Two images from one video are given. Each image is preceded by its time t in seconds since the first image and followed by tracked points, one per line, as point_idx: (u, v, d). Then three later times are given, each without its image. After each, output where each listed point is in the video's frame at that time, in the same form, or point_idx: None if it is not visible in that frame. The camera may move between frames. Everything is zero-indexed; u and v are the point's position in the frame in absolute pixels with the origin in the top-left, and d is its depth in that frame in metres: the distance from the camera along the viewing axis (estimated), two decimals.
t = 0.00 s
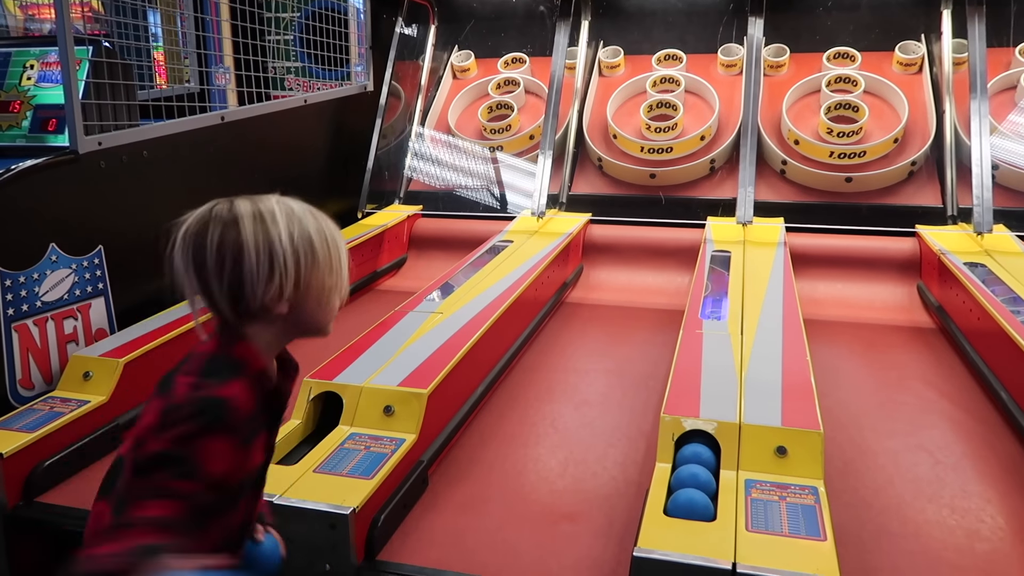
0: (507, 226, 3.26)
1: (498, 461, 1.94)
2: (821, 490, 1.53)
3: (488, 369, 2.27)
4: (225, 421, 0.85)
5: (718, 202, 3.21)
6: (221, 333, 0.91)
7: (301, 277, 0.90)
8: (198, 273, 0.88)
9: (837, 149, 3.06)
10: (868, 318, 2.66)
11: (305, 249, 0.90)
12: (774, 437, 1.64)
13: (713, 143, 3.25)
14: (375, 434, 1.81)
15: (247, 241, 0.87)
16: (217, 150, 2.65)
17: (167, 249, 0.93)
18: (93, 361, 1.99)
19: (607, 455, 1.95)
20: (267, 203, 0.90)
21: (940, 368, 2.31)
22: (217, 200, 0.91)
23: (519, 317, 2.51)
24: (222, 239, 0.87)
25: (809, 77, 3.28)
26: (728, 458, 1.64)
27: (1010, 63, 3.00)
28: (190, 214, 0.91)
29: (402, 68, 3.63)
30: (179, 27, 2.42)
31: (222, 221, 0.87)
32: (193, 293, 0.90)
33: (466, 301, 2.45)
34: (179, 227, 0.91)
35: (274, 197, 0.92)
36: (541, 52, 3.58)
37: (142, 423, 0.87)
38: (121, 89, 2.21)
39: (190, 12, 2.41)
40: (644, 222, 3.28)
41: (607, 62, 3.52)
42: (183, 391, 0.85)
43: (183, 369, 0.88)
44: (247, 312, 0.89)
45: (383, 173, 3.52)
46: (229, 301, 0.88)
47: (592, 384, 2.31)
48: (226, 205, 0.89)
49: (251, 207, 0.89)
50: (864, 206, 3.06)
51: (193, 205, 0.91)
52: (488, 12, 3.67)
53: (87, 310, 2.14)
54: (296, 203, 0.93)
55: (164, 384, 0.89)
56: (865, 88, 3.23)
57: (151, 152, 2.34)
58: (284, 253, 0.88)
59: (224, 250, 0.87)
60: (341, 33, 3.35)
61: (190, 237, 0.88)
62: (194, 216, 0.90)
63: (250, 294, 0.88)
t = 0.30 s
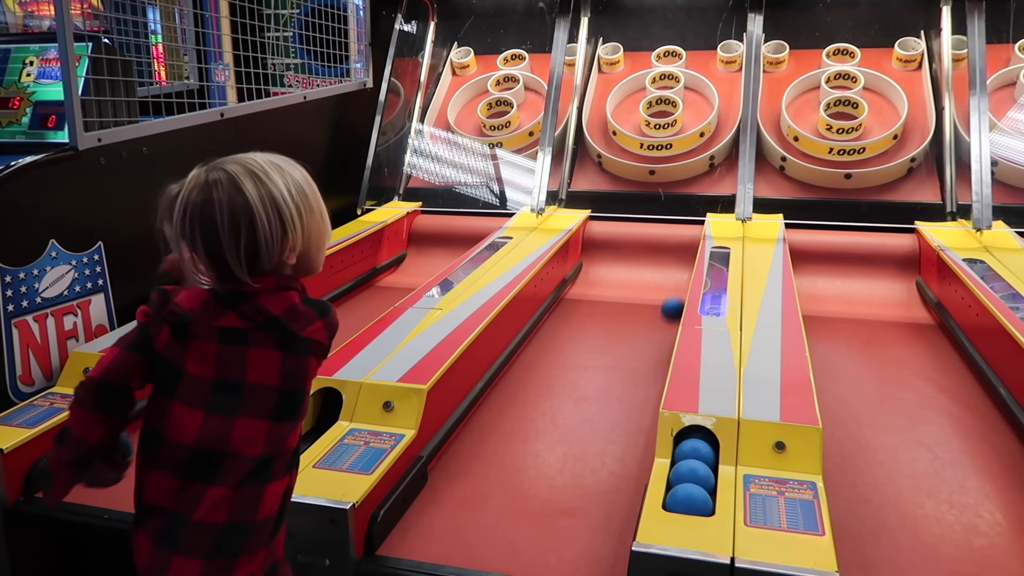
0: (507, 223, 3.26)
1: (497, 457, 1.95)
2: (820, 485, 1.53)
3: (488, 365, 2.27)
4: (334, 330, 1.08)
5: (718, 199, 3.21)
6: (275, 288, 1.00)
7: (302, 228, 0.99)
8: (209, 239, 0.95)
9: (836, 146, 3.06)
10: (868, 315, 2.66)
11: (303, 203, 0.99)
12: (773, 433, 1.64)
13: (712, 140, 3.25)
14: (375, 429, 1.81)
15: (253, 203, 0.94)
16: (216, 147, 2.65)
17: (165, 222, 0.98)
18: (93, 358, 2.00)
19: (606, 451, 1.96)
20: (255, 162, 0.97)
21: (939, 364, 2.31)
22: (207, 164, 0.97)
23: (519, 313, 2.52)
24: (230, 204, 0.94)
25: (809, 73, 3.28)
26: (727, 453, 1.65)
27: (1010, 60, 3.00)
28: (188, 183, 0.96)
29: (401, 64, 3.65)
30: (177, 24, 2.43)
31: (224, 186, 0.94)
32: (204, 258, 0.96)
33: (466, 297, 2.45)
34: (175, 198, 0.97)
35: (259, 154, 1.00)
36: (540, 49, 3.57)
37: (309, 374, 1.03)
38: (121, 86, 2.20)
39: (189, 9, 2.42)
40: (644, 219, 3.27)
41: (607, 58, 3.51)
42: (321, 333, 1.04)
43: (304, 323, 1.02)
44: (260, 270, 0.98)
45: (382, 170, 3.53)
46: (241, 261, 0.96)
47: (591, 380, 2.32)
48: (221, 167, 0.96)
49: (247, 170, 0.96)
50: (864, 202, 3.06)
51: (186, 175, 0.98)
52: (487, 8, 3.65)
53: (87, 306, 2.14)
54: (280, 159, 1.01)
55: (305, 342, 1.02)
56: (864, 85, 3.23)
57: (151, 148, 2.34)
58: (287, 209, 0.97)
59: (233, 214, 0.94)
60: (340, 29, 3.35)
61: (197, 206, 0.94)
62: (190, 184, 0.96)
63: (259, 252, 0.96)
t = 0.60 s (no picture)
0: (498, 219, 3.26)
1: (488, 454, 1.94)
2: (808, 480, 1.54)
3: (479, 361, 2.27)
4: (320, 385, 0.93)
5: (709, 195, 3.21)
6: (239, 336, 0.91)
7: (297, 242, 0.91)
8: (192, 252, 0.86)
9: (826, 143, 3.06)
10: (858, 311, 2.67)
11: (297, 214, 0.92)
12: (762, 428, 1.65)
13: (703, 137, 3.25)
14: (365, 427, 1.80)
15: (246, 212, 0.86)
16: (205, 143, 2.63)
17: (137, 235, 0.89)
18: (81, 355, 1.99)
19: (597, 447, 1.96)
20: (241, 165, 0.89)
21: (927, 360, 2.33)
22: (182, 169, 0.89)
23: (510, 309, 2.52)
24: (219, 213, 0.85)
25: (799, 70, 3.29)
26: (717, 449, 1.65)
27: (999, 58, 3.06)
28: (164, 187, 0.87)
29: (393, 61, 3.61)
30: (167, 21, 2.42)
31: (210, 192, 0.86)
32: (183, 274, 0.88)
33: (457, 293, 2.45)
34: (150, 207, 0.88)
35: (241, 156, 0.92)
36: (532, 46, 3.60)
37: (276, 444, 0.92)
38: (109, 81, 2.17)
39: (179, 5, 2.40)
40: (636, 215, 3.28)
41: (599, 54, 3.52)
42: (291, 393, 0.91)
43: (266, 382, 0.91)
44: (249, 289, 0.89)
45: (372, 167, 3.49)
46: (227, 278, 0.87)
47: (582, 377, 2.31)
48: (203, 172, 0.87)
49: (236, 174, 0.88)
50: (854, 199, 3.06)
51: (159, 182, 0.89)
52: (479, 5, 3.68)
53: (75, 302, 2.13)
54: (268, 164, 0.93)
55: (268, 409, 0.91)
56: (855, 82, 3.24)
57: (139, 144, 2.33)
58: (282, 219, 0.89)
59: (221, 224, 0.85)
60: (330, 25, 3.35)
61: (179, 214, 0.86)
62: (166, 191, 0.87)
63: (249, 269, 0.88)
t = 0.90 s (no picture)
0: (489, 216, 3.25)
1: (479, 452, 1.94)
2: (800, 477, 1.54)
3: (470, 359, 2.26)
4: (238, 488, 0.83)
5: (700, 193, 3.22)
6: (191, 394, 0.84)
7: (327, 272, 0.85)
8: (203, 271, 0.79)
9: (817, 140, 3.07)
10: (848, 308, 2.68)
11: (325, 242, 0.85)
12: (754, 425, 1.65)
13: (695, 134, 3.26)
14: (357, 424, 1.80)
15: (272, 231, 0.80)
16: (196, 139, 2.61)
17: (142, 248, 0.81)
18: (70, 353, 1.97)
19: (589, 445, 1.95)
20: (272, 179, 0.83)
21: (917, 357, 2.34)
22: (198, 177, 0.82)
23: (502, 306, 2.52)
24: (241, 229, 0.79)
25: (790, 68, 3.29)
26: (709, 446, 1.65)
27: (989, 56, 3.07)
28: (179, 193, 0.81)
29: (384, 57, 3.61)
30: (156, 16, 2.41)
31: (234, 205, 0.80)
32: (189, 299, 0.80)
33: (449, 290, 2.45)
34: (158, 218, 0.80)
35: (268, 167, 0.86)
36: (523, 42, 3.59)
37: (165, 524, 0.86)
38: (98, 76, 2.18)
39: None
40: (627, 213, 3.28)
41: (590, 52, 3.52)
42: (200, 484, 0.83)
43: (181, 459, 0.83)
44: (263, 320, 0.81)
45: (364, 164, 3.49)
46: (242, 307, 0.80)
47: (574, 374, 2.31)
48: (228, 182, 0.81)
49: (262, 187, 0.82)
50: (845, 196, 3.07)
51: (170, 189, 0.82)
52: (471, 2, 3.67)
53: (63, 300, 2.12)
54: (299, 177, 0.87)
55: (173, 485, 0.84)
56: (846, 80, 3.24)
57: (129, 141, 2.31)
58: (311, 243, 0.82)
59: (240, 244, 0.78)
60: (320, 21, 3.35)
61: (194, 228, 0.79)
62: (180, 200, 0.80)
63: (267, 296, 0.80)
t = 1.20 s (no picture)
0: (489, 213, 3.24)
1: (479, 449, 1.94)
2: (801, 474, 1.54)
3: (470, 356, 2.26)
4: (234, 477, 0.76)
5: (700, 190, 3.20)
6: (209, 369, 0.79)
7: (354, 258, 0.81)
8: (227, 245, 0.75)
9: (816, 137, 3.07)
10: (848, 305, 2.68)
11: (355, 225, 0.81)
12: (754, 422, 1.65)
13: (695, 131, 3.25)
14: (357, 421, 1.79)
15: (300, 213, 0.76)
16: (193, 136, 2.60)
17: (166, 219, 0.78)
18: (68, 350, 1.96)
19: (589, 442, 1.95)
20: (305, 158, 0.80)
21: (917, 354, 2.34)
22: (232, 151, 0.79)
23: (502, 303, 2.51)
24: (270, 209, 0.75)
25: (790, 65, 3.28)
26: (709, 443, 1.65)
27: (988, 53, 3.05)
28: (210, 167, 0.77)
29: (383, 53, 3.60)
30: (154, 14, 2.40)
31: (266, 181, 0.76)
32: (211, 276, 0.76)
33: (448, 287, 2.44)
34: (187, 189, 0.77)
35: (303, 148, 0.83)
36: (522, 39, 3.57)
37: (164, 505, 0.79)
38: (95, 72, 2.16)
39: None
40: (626, 210, 3.27)
41: (588, 49, 3.51)
42: (200, 463, 0.76)
43: (187, 434, 0.77)
44: (284, 301, 0.78)
45: (363, 161, 3.48)
46: (264, 288, 0.77)
47: (573, 371, 2.31)
48: (260, 157, 0.78)
49: (296, 167, 0.78)
50: (844, 194, 3.07)
51: (202, 162, 0.79)
52: None
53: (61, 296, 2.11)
54: (332, 162, 0.83)
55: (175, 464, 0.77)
56: (845, 77, 3.23)
57: (127, 137, 2.30)
58: (340, 230, 0.78)
59: (268, 222, 0.75)
60: (319, 17, 3.33)
61: (224, 202, 0.75)
62: (212, 172, 0.77)
63: (290, 276, 0.77)
